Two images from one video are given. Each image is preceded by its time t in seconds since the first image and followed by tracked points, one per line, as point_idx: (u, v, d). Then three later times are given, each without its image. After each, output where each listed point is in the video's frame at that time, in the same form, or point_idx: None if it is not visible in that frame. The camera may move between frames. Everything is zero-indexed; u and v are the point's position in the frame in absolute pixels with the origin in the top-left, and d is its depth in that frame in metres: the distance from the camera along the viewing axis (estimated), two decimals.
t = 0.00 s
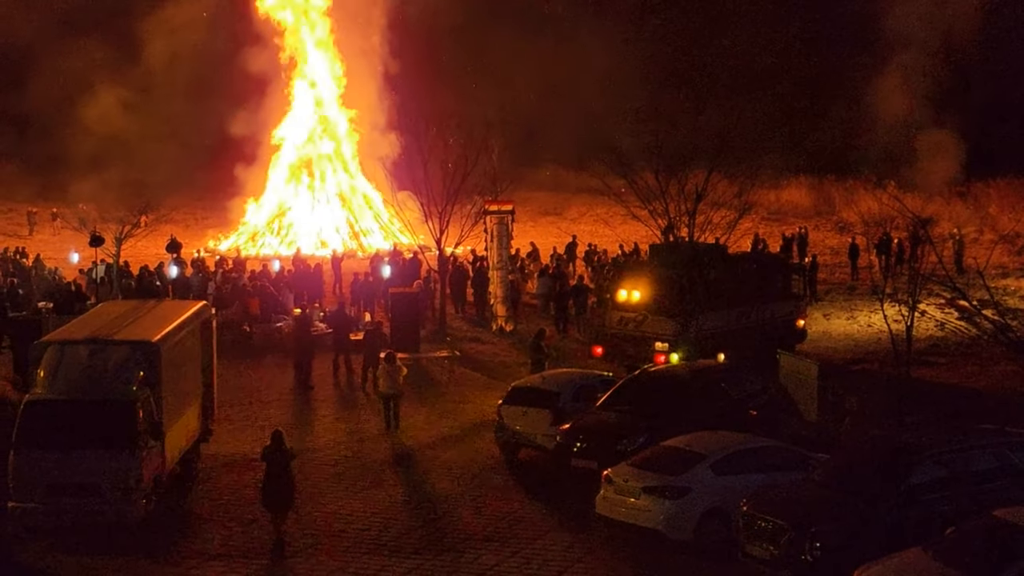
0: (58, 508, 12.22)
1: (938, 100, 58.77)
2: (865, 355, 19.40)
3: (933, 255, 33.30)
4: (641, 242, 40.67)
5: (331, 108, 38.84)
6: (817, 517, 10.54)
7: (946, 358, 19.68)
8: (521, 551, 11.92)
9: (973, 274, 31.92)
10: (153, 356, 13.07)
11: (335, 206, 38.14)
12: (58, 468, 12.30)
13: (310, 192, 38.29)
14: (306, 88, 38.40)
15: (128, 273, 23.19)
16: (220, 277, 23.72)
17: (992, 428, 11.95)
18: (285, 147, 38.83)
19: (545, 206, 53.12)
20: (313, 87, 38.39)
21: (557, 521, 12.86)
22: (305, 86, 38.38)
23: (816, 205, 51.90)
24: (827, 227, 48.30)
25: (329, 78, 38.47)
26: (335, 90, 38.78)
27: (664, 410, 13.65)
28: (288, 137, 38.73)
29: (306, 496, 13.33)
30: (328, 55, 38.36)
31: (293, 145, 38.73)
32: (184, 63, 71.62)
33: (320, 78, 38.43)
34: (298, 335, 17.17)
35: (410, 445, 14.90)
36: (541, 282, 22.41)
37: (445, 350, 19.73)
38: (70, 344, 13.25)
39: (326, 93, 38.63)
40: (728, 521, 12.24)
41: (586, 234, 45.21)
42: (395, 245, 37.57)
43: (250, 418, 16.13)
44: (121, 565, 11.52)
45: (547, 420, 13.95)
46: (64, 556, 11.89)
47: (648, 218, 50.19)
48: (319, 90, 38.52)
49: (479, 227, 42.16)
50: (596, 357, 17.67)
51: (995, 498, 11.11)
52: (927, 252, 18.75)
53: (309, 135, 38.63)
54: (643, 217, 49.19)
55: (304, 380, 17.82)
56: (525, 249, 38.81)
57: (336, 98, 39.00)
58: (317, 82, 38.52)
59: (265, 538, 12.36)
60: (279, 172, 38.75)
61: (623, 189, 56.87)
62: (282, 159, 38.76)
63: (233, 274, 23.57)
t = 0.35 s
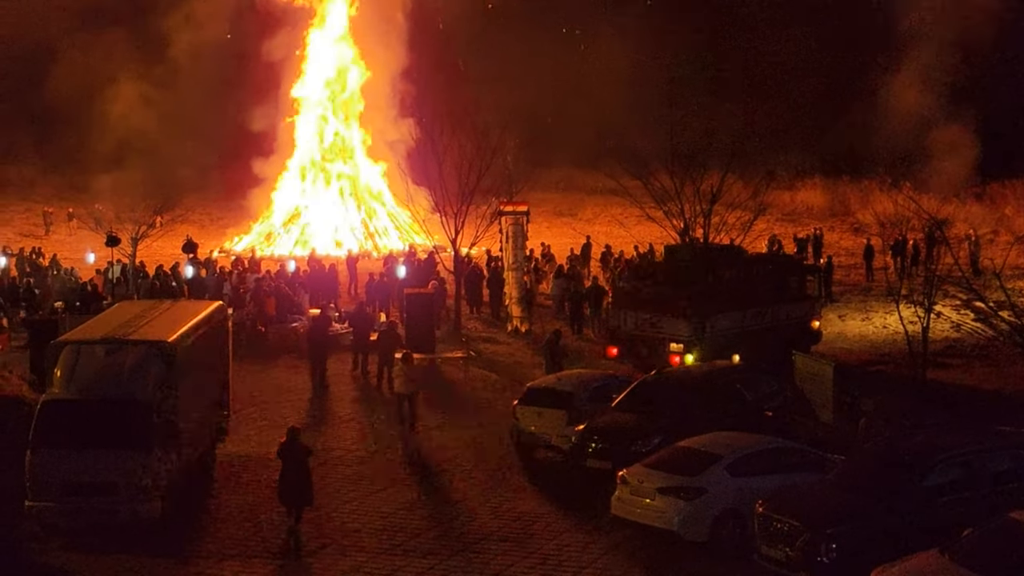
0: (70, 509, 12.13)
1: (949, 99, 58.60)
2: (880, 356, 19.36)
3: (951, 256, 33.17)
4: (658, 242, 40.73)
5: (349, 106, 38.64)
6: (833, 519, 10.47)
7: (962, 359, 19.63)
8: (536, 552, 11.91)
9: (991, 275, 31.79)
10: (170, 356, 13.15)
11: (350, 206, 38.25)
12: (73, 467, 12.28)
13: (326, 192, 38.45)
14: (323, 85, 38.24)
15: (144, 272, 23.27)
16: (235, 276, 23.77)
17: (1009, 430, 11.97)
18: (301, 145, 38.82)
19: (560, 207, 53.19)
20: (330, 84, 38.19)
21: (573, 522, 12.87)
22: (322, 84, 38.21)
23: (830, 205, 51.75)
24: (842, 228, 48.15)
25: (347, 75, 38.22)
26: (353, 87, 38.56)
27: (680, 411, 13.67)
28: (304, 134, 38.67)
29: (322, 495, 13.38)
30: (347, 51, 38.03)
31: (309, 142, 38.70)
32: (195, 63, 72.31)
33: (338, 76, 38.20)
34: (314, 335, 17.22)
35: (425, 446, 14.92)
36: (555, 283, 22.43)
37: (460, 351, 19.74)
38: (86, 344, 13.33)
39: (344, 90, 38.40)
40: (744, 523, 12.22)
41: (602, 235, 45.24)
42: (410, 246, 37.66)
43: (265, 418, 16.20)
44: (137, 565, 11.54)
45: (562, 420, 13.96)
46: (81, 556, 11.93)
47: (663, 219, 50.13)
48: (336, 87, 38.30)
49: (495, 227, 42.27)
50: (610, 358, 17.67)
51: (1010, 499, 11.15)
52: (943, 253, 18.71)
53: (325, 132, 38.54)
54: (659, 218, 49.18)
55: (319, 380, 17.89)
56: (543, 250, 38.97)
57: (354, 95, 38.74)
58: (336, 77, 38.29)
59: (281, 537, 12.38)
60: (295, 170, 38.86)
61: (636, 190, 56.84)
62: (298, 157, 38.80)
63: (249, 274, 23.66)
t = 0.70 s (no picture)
0: (98, 508, 12.24)
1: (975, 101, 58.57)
2: (909, 360, 19.30)
3: (982, 259, 33.02)
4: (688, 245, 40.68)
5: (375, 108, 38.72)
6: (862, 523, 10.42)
7: (993, 363, 19.54)
8: (564, 555, 11.90)
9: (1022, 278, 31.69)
10: (198, 356, 13.15)
11: (377, 208, 38.53)
12: (104, 469, 12.36)
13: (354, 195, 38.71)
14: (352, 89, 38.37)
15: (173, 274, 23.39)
16: (263, 278, 23.86)
17: None
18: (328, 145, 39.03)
19: (587, 209, 53.21)
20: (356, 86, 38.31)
21: (600, 525, 12.85)
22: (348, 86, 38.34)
23: (857, 208, 51.68)
24: (870, 232, 48.04)
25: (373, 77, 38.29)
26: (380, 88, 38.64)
27: (709, 414, 13.66)
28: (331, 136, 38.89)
29: (350, 497, 13.42)
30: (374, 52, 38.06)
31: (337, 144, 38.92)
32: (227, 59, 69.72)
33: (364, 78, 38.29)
34: (344, 336, 17.28)
35: (453, 448, 14.94)
36: (582, 285, 22.45)
37: (488, 353, 19.79)
38: (117, 344, 13.41)
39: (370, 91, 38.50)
40: (774, 528, 12.13)
41: (630, 238, 45.21)
42: (437, 248, 37.83)
43: (294, 420, 16.24)
44: (166, 567, 11.60)
45: (590, 423, 13.96)
46: (111, 556, 12.00)
47: (691, 221, 50.08)
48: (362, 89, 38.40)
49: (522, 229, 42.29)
50: (638, 361, 17.66)
51: None
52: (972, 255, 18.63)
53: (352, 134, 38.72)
54: (688, 221, 49.11)
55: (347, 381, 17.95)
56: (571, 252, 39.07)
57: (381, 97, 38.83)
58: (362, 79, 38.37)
59: (309, 539, 12.41)
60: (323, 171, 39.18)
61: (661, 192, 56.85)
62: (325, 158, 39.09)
63: (277, 275, 23.75)
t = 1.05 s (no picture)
0: (135, 508, 12.32)
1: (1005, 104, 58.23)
2: (940, 364, 19.25)
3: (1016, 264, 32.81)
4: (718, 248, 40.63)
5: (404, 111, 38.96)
6: (895, 527, 10.38)
7: None
8: (596, 557, 11.92)
9: None
10: (231, 358, 13.20)
11: (407, 210, 38.40)
12: (138, 469, 12.44)
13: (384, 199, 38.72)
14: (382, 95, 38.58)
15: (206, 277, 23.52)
16: (294, 281, 23.98)
17: None
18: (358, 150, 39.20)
19: (616, 212, 53.31)
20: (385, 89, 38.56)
21: (631, 528, 12.85)
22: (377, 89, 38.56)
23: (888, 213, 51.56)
24: (901, 237, 47.85)
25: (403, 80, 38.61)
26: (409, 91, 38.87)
27: (740, 417, 13.69)
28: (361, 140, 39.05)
29: (382, 498, 13.49)
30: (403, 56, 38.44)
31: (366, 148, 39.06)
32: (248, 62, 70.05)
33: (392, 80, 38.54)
34: (376, 339, 17.39)
35: (485, 450, 14.99)
36: (614, 289, 22.46)
37: (519, 356, 19.82)
38: (151, 346, 13.48)
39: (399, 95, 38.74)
40: (807, 531, 12.09)
41: (659, 241, 45.20)
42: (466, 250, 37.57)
43: (326, 422, 16.32)
44: (200, 566, 11.65)
45: (622, 425, 13.97)
46: (146, 556, 12.07)
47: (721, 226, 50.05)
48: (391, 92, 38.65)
49: (549, 231, 42.36)
50: (668, 364, 17.65)
51: None
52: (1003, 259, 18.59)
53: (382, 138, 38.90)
54: (718, 224, 49.12)
55: (378, 383, 18.04)
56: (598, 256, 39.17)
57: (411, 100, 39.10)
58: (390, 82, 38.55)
59: (341, 540, 12.45)
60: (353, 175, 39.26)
61: (690, 197, 56.87)
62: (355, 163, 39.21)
63: (307, 278, 23.87)
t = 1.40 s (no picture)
0: (172, 508, 12.45)
1: None
2: (979, 369, 19.11)
3: None
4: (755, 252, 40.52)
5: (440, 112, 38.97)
6: (935, 532, 10.30)
7: None
8: (632, 560, 11.91)
9: None
10: (268, 360, 13.25)
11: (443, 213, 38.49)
12: (176, 470, 12.53)
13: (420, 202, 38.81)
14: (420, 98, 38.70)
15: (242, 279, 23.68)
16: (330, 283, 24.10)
17: None
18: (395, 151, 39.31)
19: (651, 216, 53.36)
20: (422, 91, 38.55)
21: (666, 531, 12.85)
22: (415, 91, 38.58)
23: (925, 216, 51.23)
24: (938, 240, 47.51)
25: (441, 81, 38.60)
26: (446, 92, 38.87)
27: (778, 422, 13.66)
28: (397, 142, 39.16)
29: (418, 501, 13.53)
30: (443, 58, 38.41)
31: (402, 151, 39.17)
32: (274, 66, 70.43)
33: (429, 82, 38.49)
34: (414, 343, 17.46)
35: (519, 453, 15.01)
36: (649, 292, 22.45)
37: (554, 359, 19.83)
38: (188, 348, 13.55)
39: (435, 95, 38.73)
40: (844, 537, 12.02)
41: (695, 245, 45.10)
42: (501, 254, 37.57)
43: (364, 423, 16.47)
44: (237, 566, 11.71)
45: (657, 429, 13.96)
46: (183, 555, 12.16)
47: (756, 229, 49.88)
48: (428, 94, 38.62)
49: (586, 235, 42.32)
50: (704, 368, 17.69)
51: None
52: None
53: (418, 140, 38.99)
54: (754, 228, 48.99)
55: (415, 386, 18.12)
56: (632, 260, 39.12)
57: (448, 102, 39.18)
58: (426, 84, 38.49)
59: (375, 541, 12.46)
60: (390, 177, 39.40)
61: (724, 200, 56.76)
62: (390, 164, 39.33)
63: (343, 280, 23.99)
